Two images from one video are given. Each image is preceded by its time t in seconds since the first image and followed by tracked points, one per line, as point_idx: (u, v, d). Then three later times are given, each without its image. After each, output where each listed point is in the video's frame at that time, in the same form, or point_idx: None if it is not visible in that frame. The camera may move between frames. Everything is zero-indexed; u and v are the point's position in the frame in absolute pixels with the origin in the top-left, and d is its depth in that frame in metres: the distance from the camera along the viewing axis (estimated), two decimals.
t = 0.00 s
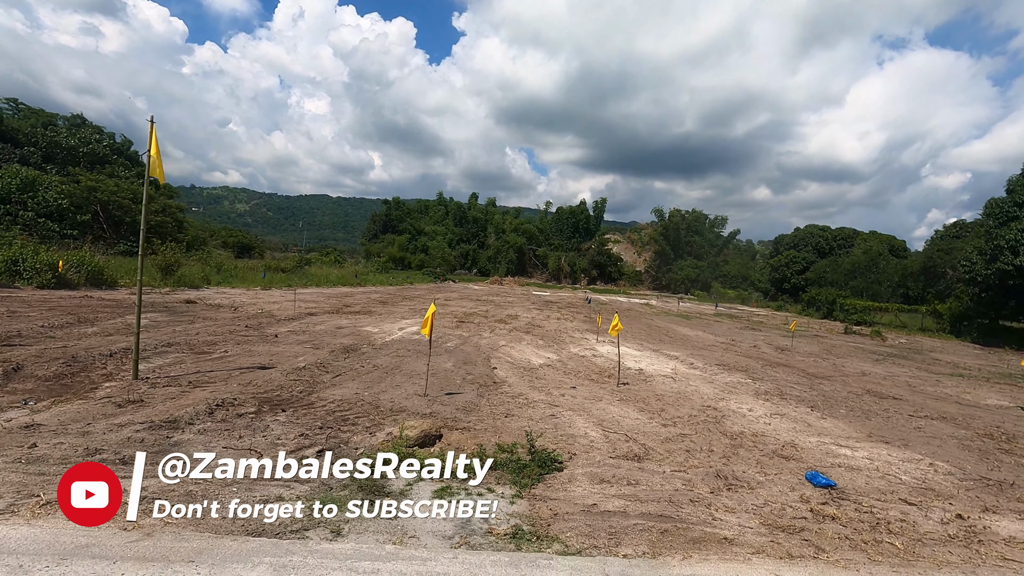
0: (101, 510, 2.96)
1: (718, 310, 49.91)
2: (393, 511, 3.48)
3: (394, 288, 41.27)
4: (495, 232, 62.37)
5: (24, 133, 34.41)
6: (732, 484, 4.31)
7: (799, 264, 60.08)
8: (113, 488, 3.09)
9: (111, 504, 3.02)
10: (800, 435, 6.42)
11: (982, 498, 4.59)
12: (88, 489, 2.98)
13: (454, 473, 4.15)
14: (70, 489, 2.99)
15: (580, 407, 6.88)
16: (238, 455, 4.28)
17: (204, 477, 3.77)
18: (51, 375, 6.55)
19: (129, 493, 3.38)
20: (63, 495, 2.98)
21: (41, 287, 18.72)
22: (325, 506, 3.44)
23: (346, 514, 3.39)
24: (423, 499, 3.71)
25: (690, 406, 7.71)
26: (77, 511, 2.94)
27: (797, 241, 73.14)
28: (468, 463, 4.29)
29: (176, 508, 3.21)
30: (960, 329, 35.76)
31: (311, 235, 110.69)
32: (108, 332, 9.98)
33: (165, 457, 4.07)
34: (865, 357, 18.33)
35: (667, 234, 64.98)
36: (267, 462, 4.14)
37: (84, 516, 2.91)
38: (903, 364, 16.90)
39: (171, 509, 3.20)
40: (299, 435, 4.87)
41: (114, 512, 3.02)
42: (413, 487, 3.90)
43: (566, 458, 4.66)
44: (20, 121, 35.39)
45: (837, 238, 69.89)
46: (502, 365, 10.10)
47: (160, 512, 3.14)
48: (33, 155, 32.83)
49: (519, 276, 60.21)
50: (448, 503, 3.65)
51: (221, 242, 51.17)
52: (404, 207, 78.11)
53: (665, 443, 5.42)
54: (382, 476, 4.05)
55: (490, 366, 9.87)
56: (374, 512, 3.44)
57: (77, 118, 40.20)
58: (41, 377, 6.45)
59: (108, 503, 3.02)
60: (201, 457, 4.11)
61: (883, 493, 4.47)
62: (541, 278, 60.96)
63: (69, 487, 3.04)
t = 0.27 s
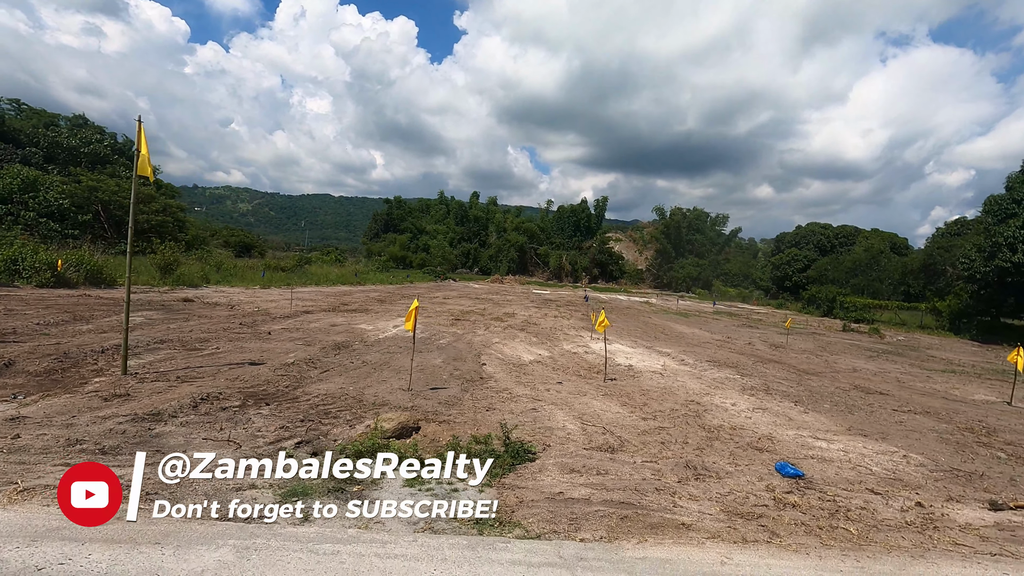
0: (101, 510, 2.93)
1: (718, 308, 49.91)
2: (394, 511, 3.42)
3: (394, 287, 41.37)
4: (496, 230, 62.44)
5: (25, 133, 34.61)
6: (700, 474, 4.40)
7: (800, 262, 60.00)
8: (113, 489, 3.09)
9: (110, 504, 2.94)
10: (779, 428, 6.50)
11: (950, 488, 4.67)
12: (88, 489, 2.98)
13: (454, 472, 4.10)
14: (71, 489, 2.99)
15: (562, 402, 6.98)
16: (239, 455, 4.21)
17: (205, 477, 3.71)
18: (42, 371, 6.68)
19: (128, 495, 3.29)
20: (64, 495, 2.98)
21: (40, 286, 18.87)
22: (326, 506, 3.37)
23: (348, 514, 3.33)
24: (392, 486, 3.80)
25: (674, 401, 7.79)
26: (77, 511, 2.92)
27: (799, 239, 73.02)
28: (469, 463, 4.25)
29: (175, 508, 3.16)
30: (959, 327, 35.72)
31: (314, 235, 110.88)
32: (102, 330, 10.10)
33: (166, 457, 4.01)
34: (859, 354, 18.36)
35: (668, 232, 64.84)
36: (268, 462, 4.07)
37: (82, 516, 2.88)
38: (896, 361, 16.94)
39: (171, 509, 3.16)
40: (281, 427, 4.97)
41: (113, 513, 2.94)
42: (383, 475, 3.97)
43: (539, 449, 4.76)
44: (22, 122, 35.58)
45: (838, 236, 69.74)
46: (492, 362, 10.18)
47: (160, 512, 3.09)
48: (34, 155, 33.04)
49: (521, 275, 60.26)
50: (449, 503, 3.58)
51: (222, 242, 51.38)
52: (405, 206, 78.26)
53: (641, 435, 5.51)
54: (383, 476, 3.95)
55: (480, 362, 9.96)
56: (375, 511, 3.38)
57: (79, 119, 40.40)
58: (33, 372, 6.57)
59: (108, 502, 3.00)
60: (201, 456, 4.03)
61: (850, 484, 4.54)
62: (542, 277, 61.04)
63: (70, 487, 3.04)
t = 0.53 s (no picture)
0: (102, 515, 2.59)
1: (719, 307, 49.90)
2: (393, 511, 3.28)
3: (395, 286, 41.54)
4: (498, 229, 62.55)
5: (29, 133, 34.88)
6: (668, 462, 4.53)
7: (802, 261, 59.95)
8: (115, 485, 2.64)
9: (111, 504, 2.63)
10: (757, 422, 6.62)
11: (918, 479, 4.76)
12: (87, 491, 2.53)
13: (454, 473, 4.01)
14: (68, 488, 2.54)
15: (546, 396, 7.09)
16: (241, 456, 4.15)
17: (205, 478, 3.65)
18: (36, 364, 6.83)
19: (129, 496, 3.22)
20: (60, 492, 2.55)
21: (41, 283, 19.06)
22: (325, 505, 3.23)
23: (346, 514, 3.20)
24: (366, 473, 3.94)
25: (658, 395, 7.89)
26: (77, 511, 2.58)
27: (801, 238, 72.94)
28: (468, 463, 4.19)
29: (175, 508, 3.06)
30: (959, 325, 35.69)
31: (317, 233, 111.24)
32: (97, 326, 10.24)
33: (165, 457, 3.95)
34: (853, 352, 18.44)
35: (670, 231, 64.78)
36: (267, 462, 4.01)
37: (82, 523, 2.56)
38: (889, 358, 17.03)
39: (170, 509, 3.06)
40: (264, 419, 5.10)
41: (114, 513, 2.66)
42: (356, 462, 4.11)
43: (513, 439, 4.90)
44: (25, 121, 35.85)
45: (840, 235, 69.63)
46: (483, 358, 10.30)
47: (159, 512, 3.00)
48: (38, 154, 33.30)
49: (523, 274, 60.39)
50: (449, 502, 3.46)
51: (224, 240, 51.68)
52: (407, 205, 78.47)
53: (617, 427, 5.63)
54: (380, 476, 3.91)
55: (471, 358, 10.08)
56: (375, 511, 3.27)
57: (83, 118, 40.67)
58: (27, 366, 6.73)
59: (109, 502, 2.63)
60: (200, 456, 3.98)
61: (819, 473, 4.65)
62: (544, 276, 61.16)
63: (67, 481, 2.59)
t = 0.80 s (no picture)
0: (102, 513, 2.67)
1: (718, 305, 49.98)
2: (392, 512, 3.24)
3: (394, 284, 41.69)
4: (499, 228, 62.67)
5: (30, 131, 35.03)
6: (639, 456, 4.64)
7: (802, 260, 59.97)
8: (115, 486, 2.73)
9: (111, 503, 2.71)
10: (737, 418, 6.72)
11: (886, 473, 4.86)
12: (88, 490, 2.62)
13: (454, 473, 3.97)
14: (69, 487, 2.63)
15: (529, 392, 7.20)
16: (239, 455, 4.14)
17: (205, 478, 3.64)
18: (29, 360, 6.97)
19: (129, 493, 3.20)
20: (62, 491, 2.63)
21: (40, 281, 19.19)
22: (324, 505, 3.21)
23: (345, 514, 3.17)
24: (342, 464, 4.06)
25: (642, 392, 7.99)
26: (77, 511, 2.64)
27: (801, 236, 72.97)
28: (468, 463, 4.15)
29: (176, 508, 3.03)
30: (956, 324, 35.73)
31: (318, 232, 111.38)
32: (92, 323, 10.35)
33: (165, 457, 3.94)
34: (846, 349, 18.55)
35: (671, 230, 64.73)
36: (267, 462, 3.98)
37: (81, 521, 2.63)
38: (880, 356, 17.14)
39: (171, 509, 3.03)
40: (247, 413, 5.21)
41: (113, 511, 2.74)
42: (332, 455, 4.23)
43: (489, 433, 5.02)
44: (26, 120, 35.96)
45: (841, 233, 69.62)
46: (473, 355, 10.41)
47: (159, 512, 2.97)
48: (39, 153, 33.47)
49: (524, 273, 60.55)
50: (448, 503, 3.42)
51: (225, 239, 51.84)
52: (408, 204, 78.61)
53: (594, 422, 5.73)
54: (382, 477, 3.89)
55: (461, 355, 10.18)
56: (374, 511, 3.22)
57: (84, 117, 40.80)
58: (19, 361, 6.86)
59: (110, 502, 2.71)
60: (201, 456, 3.96)
61: (787, 467, 4.75)
62: (545, 274, 61.31)
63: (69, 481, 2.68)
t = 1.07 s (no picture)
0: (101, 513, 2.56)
1: (716, 304, 50.02)
2: (394, 512, 3.15)
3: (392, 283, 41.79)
4: (499, 228, 62.73)
5: (28, 132, 35.08)
6: (610, 448, 4.70)
7: (801, 259, 60.00)
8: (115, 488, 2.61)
9: (110, 504, 2.59)
10: (716, 413, 6.78)
11: (855, 465, 4.91)
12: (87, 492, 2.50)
13: (454, 473, 3.89)
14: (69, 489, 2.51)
15: (510, 387, 7.26)
16: (213, 448, 4.19)
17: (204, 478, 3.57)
18: (15, 356, 7.02)
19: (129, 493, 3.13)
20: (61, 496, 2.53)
21: (35, 281, 19.24)
22: (325, 505, 3.15)
23: (347, 514, 3.10)
24: (313, 456, 4.13)
25: (625, 388, 8.05)
26: (76, 513, 2.54)
27: (801, 236, 73.05)
28: (468, 463, 4.09)
29: (175, 508, 2.94)
30: (953, 323, 35.75)
31: (319, 232, 111.50)
32: (83, 321, 10.40)
33: (165, 457, 3.88)
34: (839, 348, 18.62)
35: (670, 230, 64.75)
36: (266, 462, 3.91)
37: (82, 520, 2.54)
38: (871, 354, 17.23)
39: (171, 509, 2.95)
40: (226, 408, 5.27)
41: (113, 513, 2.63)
42: (305, 447, 4.29)
43: (464, 427, 5.08)
44: (25, 120, 36.03)
45: (840, 233, 69.69)
46: (462, 353, 10.47)
47: (159, 512, 2.88)
48: (38, 154, 33.54)
49: (523, 273, 60.63)
50: (449, 502, 3.34)
51: (224, 239, 51.95)
52: (408, 204, 78.75)
53: (570, 417, 5.78)
54: (381, 476, 3.84)
55: (449, 353, 10.24)
56: (375, 511, 3.13)
57: (83, 117, 40.89)
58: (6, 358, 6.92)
59: (109, 504, 2.59)
60: (202, 456, 3.91)
61: (757, 460, 4.81)
62: (545, 274, 61.38)
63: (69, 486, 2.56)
